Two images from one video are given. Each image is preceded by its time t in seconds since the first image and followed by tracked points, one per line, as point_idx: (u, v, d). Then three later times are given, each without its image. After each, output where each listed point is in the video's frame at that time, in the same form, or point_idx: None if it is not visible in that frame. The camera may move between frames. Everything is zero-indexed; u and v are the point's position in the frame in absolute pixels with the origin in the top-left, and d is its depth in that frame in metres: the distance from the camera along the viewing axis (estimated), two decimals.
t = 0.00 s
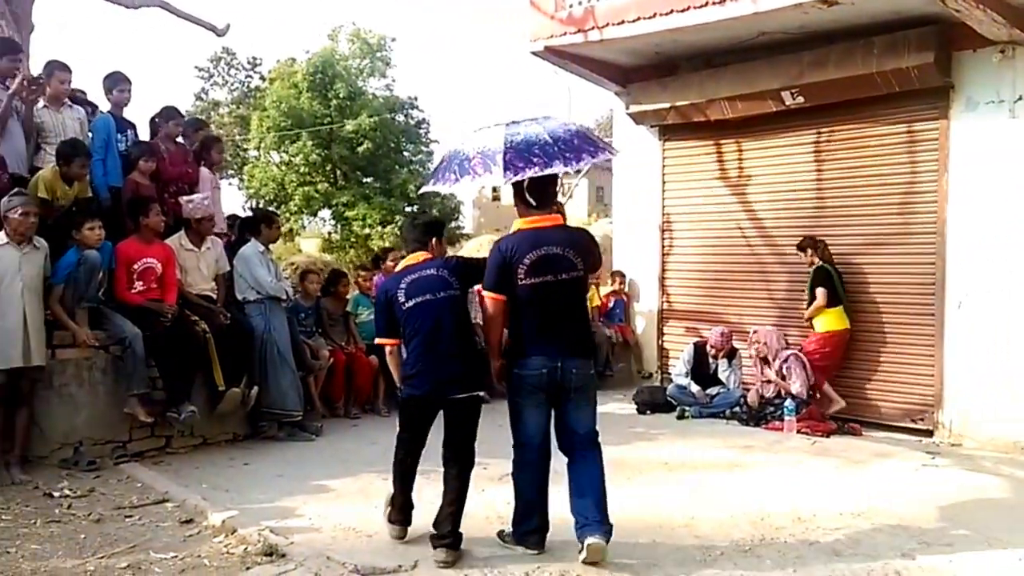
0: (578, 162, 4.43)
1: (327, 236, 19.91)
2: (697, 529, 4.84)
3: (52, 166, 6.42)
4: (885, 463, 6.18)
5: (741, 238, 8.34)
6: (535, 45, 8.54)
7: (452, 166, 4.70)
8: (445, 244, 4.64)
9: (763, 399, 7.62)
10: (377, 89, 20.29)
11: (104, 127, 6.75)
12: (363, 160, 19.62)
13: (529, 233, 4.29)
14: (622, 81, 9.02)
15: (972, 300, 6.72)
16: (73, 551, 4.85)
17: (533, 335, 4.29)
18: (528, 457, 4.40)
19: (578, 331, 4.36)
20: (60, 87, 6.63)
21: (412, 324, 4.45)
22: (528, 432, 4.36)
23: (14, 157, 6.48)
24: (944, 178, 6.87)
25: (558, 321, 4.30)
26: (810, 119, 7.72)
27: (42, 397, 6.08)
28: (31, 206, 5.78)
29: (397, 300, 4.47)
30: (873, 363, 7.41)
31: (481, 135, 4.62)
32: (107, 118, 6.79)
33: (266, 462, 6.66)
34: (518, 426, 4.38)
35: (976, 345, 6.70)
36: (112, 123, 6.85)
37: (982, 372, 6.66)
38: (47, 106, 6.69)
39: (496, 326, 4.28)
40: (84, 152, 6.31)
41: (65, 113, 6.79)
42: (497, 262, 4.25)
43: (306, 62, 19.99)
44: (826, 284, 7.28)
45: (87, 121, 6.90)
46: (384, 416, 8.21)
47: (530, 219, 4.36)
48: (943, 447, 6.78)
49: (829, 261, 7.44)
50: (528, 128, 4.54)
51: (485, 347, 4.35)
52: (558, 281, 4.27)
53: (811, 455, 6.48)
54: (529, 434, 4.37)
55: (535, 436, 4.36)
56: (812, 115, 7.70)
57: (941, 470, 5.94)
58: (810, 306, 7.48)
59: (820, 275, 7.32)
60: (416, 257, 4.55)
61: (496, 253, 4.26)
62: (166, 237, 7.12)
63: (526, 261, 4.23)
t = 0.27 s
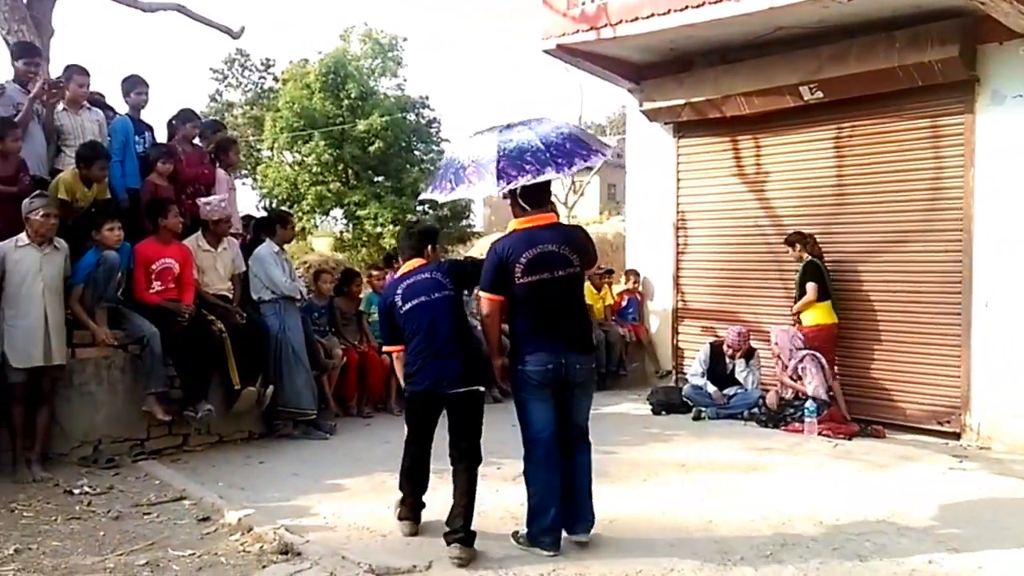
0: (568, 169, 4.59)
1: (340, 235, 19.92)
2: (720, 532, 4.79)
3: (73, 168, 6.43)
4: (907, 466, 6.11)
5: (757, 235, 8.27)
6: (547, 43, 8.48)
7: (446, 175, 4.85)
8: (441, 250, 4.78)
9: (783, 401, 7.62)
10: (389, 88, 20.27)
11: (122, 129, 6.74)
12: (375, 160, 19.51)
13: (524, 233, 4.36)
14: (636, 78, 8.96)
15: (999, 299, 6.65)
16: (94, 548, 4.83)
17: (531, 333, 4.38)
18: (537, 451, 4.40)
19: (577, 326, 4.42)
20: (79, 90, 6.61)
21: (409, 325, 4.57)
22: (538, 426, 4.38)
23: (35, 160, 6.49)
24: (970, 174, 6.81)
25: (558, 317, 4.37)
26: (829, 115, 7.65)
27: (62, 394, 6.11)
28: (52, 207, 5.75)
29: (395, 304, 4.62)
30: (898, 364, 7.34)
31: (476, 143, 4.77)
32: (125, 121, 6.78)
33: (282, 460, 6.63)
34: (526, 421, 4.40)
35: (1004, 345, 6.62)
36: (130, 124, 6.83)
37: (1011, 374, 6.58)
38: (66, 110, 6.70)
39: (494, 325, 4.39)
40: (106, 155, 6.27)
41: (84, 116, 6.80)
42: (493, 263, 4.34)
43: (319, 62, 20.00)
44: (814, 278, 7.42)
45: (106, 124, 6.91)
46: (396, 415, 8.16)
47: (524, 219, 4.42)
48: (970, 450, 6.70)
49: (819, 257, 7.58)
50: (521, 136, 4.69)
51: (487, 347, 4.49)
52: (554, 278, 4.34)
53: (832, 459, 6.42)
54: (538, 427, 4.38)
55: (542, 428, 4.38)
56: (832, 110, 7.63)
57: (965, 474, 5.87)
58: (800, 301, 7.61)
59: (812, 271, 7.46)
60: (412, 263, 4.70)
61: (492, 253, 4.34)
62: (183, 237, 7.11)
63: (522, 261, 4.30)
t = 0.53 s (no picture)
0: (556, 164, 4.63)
1: (350, 234, 19.91)
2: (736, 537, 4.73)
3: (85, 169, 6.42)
4: (924, 468, 6.04)
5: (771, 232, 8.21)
6: (557, 39, 8.42)
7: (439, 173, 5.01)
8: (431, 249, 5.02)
9: (797, 400, 7.53)
10: (399, 87, 20.26)
11: (133, 130, 6.71)
12: (385, 159, 19.55)
13: (539, 231, 4.39)
14: (648, 75, 8.90)
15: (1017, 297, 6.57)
16: (107, 546, 4.81)
17: (538, 331, 4.40)
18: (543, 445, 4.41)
19: (581, 325, 4.49)
20: (91, 90, 6.61)
21: (404, 319, 4.77)
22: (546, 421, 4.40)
23: (47, 160, 6.46)
24: (989, 169, 6.73)
25: (564, 317, 4.42)
26: (845, 110, 7.58)
27: (75, 394, 6.08)
28: (66, 208, 5.72)
29: (390, 299, 4.82)
30: (913, 362, 7.27)
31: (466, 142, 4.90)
32: (137, 122, 6.76)
33: (294, 458, 6.61)
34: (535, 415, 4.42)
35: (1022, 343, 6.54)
36: (141, 125, 6.81)
37: None
38: (78, 110, 6.67)
39: (502, 320, 4.40)
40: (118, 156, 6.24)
41: (97, 116, 6.77)
42: (506, 259, 4.35)
43: (329, 62, 20.00)
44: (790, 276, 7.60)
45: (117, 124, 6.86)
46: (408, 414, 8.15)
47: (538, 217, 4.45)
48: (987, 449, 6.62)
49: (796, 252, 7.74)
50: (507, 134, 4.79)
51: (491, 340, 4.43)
52: (565, 278, 4.39)
53: (848, 460, 6.36)
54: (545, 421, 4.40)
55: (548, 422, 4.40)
56: (847, 105, 7.55)
57: (983, 477, 5.80)
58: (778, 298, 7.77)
59: (788, 267, 7.64)
60: (406, 261, 4.91)
61: (506, 249, 4.35)
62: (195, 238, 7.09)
63: (535, 259, 4.33)
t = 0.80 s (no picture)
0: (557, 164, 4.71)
1: (357, 232, 19.92)
2: (742, 534, 4.73)
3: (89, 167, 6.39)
4: (932, 466, 6.02)
5: (778, 228, 8.19)
6: (563, 35, 8.40)
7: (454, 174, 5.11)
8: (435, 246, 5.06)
9: (806, 395, 7.47)
10: (405, 83, 20.28)
11: (138, 128, 6.71)
12: (391, 156, 19.36)
13: (561, 225, 4.66)
14: (654, 70, 8.88)
15: None
16: (114, 546, 4.83)
17: (549, 320, 4.65)
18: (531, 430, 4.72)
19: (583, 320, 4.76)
20: (98, 88, 6.61)
21: (408, 314, 4.82)
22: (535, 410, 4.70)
23: (53, 159, 6.47)
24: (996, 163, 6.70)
25: (572, 309, 4.69)
26: (851, 104, 7.55)
27: (82, 394, 6.10)
28: (73, 206, 5.75)
29: (395, 295, 4.87)
30: (921, 357, 7.25)
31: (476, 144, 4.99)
32: (141, 119, 6.77)
33: (302, 457, 6.63)
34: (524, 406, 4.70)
35: None
36: (146, 123, 6.81)
37: None
38: (84, 107, 6.66)
39: (518, 305, 4.61)
40: (124, 154, 6.24)
41: (103, 114, 6.74)
42: (529, 247, 4.59)
43: (336, 58, 20.02)
44: (762, 275, 7.75)
45: (123, 121, 6.81)
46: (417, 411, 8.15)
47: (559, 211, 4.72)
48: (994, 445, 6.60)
49: (773, 253, 7.89)
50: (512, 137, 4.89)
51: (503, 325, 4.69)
52: (580, 271, 4.67)
53: (855, 455, 6.35)
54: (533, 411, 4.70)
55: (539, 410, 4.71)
56: (854, 100, 7.52)
57: (990, 475, 5.79)
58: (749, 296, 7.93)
59: (759, 264, 7.80)
60: (412, 258, 4.96)
61: (530, 238, 4.60)
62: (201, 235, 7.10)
63: (557, 250, 4.58)
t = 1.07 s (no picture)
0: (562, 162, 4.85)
1: (359, 229, 19.90)
2: (744, 529, 4.73)
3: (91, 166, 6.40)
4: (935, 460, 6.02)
5: (780, 223, 8.18)
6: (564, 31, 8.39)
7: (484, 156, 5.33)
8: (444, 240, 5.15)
9: (808, 390, 7.48)
10: (407, 81, 20.37)
11: (141, 126, 6.73)
12: (393, 153, 19.42)
13: (563, 219, 4.77)
14: (655, 66, 8.87)
15: None
16: (117, 545, 4.83)
17: (547, 312, 4.78)
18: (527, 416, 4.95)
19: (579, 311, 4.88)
20: (99, 87, 6.61)
21: (414, 309, 4.94)
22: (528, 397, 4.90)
23: (55, 157, 6.47)
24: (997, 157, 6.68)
25: (569, 301, 4.81)
26: (852, 99, 7.54)
27: (84, 393, 6.11)
28: (74, 205, 5.76)
29: (403, 289, 4.98)
30: (923, 352, 7.24)
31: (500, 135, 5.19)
32: (143, 117, 6.77)
33: (305, 454, 6.63)
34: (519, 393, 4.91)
35: None
36: (148, 121, 6.83)
37: None
38: (86, 106, 6.67)
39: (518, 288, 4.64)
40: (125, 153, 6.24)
41: (104, 112, 6.74)
42: (534, 237, 4.68)
43: (337, 56, 20.06)
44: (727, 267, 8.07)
45: (125, 119, 6.82)
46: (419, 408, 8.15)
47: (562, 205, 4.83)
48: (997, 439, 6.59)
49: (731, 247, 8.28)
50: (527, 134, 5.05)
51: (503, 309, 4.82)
52: (579, 265, 4.79)
53: (857, 450, 6.35)
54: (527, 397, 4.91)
55: (530, 402, 4.91)
56: (855, 95, 7.51)
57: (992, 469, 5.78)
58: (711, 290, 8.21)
59: (724, 258, 8.10)
60: (422, 252, 5.05)
61: (535, 229, 4.69)
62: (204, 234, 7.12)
63: (559, 242, 4.70)
